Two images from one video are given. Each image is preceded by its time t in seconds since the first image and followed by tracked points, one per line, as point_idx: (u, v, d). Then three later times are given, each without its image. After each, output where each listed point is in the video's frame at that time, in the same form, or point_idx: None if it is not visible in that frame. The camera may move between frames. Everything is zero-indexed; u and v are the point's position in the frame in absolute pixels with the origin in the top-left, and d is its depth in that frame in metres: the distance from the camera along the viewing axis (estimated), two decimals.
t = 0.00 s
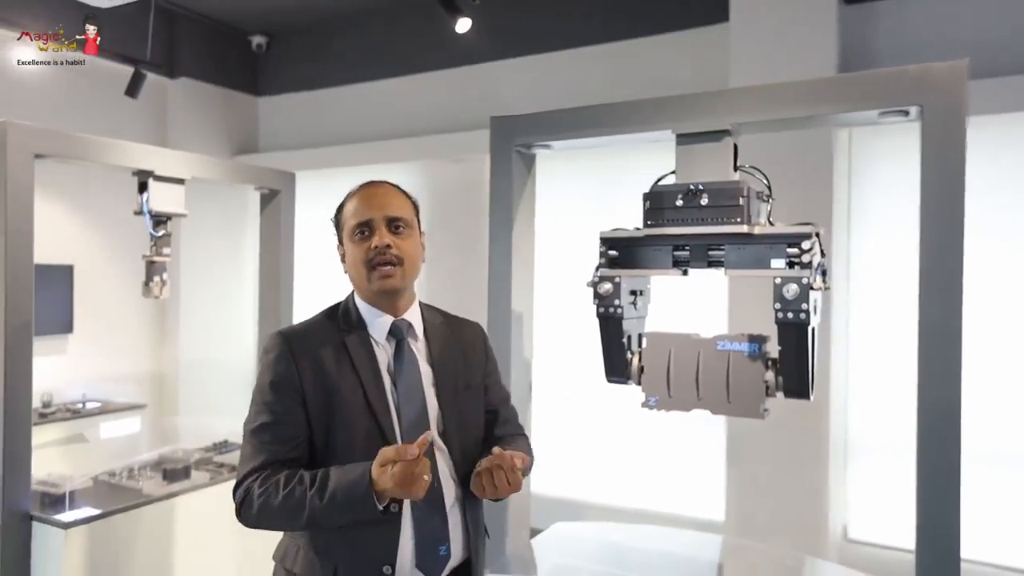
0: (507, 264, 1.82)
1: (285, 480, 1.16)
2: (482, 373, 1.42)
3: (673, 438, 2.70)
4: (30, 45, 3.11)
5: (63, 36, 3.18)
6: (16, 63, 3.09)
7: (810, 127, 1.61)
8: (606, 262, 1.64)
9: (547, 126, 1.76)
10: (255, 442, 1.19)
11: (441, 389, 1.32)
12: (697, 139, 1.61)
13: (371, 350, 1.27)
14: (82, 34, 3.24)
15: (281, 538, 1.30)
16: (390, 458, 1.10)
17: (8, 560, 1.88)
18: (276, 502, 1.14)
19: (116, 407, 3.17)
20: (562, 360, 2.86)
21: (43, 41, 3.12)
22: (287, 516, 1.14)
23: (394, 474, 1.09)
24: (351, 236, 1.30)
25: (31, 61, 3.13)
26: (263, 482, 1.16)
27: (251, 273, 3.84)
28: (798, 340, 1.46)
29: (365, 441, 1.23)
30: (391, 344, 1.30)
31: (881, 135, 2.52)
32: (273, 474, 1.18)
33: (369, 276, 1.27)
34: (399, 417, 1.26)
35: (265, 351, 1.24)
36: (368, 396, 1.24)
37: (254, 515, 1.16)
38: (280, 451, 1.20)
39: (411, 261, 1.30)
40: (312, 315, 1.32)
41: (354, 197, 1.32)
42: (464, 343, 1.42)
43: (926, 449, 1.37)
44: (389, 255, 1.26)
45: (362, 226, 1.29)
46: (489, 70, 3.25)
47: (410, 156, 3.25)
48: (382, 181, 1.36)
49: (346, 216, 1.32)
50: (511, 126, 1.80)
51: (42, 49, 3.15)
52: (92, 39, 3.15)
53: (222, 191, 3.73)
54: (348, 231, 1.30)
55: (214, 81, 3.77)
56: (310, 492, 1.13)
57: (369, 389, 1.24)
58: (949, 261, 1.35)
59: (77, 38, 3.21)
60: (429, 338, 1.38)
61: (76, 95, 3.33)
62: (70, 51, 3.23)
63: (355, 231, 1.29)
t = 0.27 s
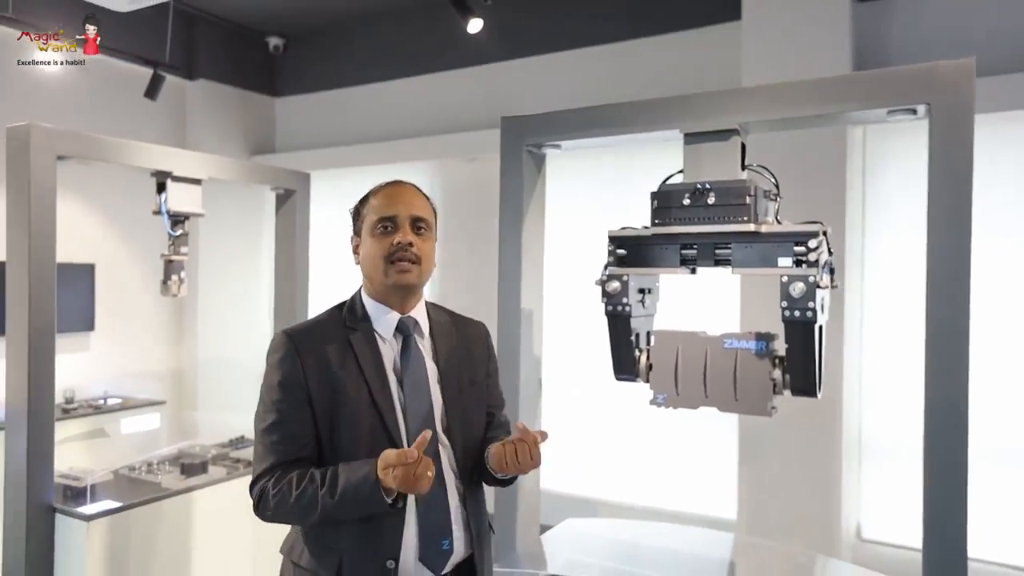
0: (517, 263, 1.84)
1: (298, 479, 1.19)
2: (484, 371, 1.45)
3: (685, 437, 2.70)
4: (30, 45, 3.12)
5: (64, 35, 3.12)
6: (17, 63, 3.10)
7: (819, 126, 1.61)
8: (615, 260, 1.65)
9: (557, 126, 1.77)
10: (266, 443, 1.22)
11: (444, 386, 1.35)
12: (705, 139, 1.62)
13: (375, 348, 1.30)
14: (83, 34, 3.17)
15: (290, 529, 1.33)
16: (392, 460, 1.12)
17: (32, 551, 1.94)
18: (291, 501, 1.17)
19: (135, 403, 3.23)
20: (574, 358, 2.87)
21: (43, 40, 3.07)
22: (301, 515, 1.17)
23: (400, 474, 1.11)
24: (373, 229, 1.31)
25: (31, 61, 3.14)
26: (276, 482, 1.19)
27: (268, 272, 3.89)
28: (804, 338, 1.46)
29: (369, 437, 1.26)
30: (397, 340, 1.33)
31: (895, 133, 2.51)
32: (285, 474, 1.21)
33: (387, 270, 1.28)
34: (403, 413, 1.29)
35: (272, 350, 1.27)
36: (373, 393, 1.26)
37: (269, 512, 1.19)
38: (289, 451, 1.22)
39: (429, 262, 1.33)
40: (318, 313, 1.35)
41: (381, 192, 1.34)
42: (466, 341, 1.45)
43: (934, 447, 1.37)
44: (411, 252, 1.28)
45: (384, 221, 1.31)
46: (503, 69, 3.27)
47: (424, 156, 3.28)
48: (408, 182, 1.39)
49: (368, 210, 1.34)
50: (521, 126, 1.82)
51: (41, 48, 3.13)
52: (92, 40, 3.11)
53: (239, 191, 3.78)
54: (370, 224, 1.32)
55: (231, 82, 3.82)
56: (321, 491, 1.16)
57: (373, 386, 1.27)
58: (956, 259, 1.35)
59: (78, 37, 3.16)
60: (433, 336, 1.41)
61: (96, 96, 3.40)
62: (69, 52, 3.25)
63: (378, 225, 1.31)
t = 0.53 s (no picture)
0: (525, 261, 1.86)
1: (303, 479, 1.21)
2: (487, 368, 1.47)
3: (696, 434, 2.71)
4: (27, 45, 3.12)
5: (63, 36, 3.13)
6: (16, 63, 3.11)
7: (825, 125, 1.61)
8: (621, 259, 1.67)
9: (564, 126, 1.79)
10: (272, 441, 1.24)
11: (449, 383, 1.38)
12: (710, 137, 1.63)
13: (381, 345, 1.32)
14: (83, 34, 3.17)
15: (297, 525, 1.35)
16: (392, 466, 1.12)
17: (50, 544, 1.98)
18: (296, 501, 1.19)
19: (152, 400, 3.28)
20: (585, 356, 2.89)
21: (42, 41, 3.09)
22: (307, 514, 1.19)
23: (400, 478, 1.10)
24: (378, 228, 1.33)
25: (31, 61, 3.14)
26: (283, 480, 1.21)
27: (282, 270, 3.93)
28: (810, 336, 1.47)
29: (376, 433, 1.28)
30: (402, 339, 1.36)
31: (907, 130, 2.50)
32: (291, 473, 1.23)
33: (391, 268, 1.30)
34: (409, 409, 1.31)
35: (278, 349, 1.29)
36: (378, 390, 1.29)
37: (276, 511, 1.22)
38: (295, 449, 1.25)
39: (432, 260, 1.35)
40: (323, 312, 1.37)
41: (386, 191, 1.36)
42: (470, 339, 1.47)
43: (940, 444, 1.37)
44: (415, 251, 1.30)
45: (389, 221, 1.33)
46: (513, 68, 3.28)
47: (436, 155, 3.31)
48: (412, 182, 1.41)
49: (373, 209, 1.36)
50: (529, 125, 1.84)
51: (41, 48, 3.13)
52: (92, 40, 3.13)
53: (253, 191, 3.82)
54: (375, 222, 1.34)
55: (245, 83, 3.87)
56: (325, 492, 1.18)
57: (379, 383, 1.29)
58: (962, 257, 1.35)
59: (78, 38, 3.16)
60: (437, 334, 1.43)
61: (114, 97, 3.47)
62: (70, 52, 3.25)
63: (382, 223, 1.33)
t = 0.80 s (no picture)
0: (531, 260, 1.88)
1: (307, 479, 1.23)
2: (487, 366, 1.50)
3: (704, 433, 2.71)
4: (25, 45, 3.14)
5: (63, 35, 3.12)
6: (16, 63, 3.13)
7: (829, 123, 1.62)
8: (625, 258, 1.68)
9: (569, 126, 1.80)
10: (275, 442, 1.26)
11: (449, 381, 1.40)
12: (714, 137, 1.64)
13: (381, 345, 1.34)
14: (83, 34, 3.16)
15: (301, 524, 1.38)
16: (394, 471, 1.14)
17: (67, 537, 2.02)
18: (300, 500, 1.21)
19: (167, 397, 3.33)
20: (593, 355, 2.91)
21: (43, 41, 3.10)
22: (311, 513, 1.22)
23: (402, 485, 1.13)
24: (379, 230, 1.35)
25: (30, 60, 3.16)
26: (286, 480, 1.24)
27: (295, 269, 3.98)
28: (812, 335, 1.47)
29: (378, 431, 1.30)
30: (402, 338, 1.38)
31: (916, 129, 2.49)
32: (295, 473, 1.25)
33: (390, 271, 1.32)
34: (410, 407, 1.33)
35: (280, 350, 1.31)
36: (380, 389, 1.31)
37: (280, 510, 1.24)
38: (298, 449, 1.27)
39: (432, 263, 1.37)
40: (324, 313, 1.39)
41: (388, 193, 1.38)
42: (469, 338, 1.50)
43: (942, 442, 1.38)
44: (414, 254, 1.32)
45: (390, 223, 1.35)
46: (523, 69, 3.30)
47: (446, 155, 3.33)
48: (414, 184, 1.42)
49: (374, 211, 1.38)
50: (534, 126, 1.85)
51: (40, 48, 3.14)
52: (92, 39, 3.11)
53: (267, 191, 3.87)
54: (377, 225, 1.36)
55: (258, 84, 3.91)
56: (330, 493, 1.20)
57: (380, 382, 1.31)
58: (964, 257, 1.35)
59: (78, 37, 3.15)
60: (437, 333, 1.46)
61: (129, 99, 3.53)
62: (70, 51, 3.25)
63: (383, 226, 1.35)
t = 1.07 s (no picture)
0: (533, 260, 1.89)
1: (338, 467, 1.22)
2: (485, 361, 1.53)
3: (709, 431, 2.72)
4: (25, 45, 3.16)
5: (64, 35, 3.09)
6: (16, 63, 3.16)
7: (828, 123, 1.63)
8: (625, 257, 1.69)
9: (570, 126, 1.82)
10: (300, 429, 1.27)
11: (448, 377, 1.43)
12: (713, 137, 1.65)
13: (383, 341, 1.36)
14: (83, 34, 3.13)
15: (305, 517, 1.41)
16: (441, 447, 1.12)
17: (78, 531, 2.06)
18: (332, 489, 1.20)
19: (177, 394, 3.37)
20: (599, 354, 2.93)
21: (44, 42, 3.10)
22: (341, 502, 1.20)
23: (442, 464, 1.11)
24: (378, 232, 1.37)
25: (30, 60, 3.19)
26: (318, 469, 1.22)
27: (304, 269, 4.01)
28: (810, 333, 1.48)
29: (382, 425, 1.32)
30: (401, 336, 1.40)
31: (921, 128, 2.49)
32: (324, 461, 1.24)
33: (388, 274, 1.35)
34: (411, 402, 1.36)
35: (286, 346, 1.33)
36: (383, 384, 1.33)
37: (310, 502, 1.22)
38: (320, 439, 1.26)
39: (430, 265, 1.39)
40: (326, 310, 1.41)
41: (388, 195, 1.39)
42: (467, 333, 1.53)
43: (939, 441, 1.38)
44: (411, 259, 1.34)
45: (389, 226, 1.37)
46: (529, 69, 3.32)
47: (453, 155, 3.36)
48: (414, 184, 1.43)
49: (374, 212, 1.40)
50: (536, 126, 1.87)
51: (41, 48, 3.16)
52: (92, 40, 3.08)
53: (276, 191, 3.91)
54: (376, 226, 1.38)
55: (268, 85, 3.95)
56: (362, 479, 1.19)
57: (382, 377, 1.33)
58: (961, 256, 1.36)
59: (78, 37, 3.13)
60: (435, 330, 1.49)
61: (139, 100, 3.59)
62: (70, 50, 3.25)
63: (382, 228, 1.37)
